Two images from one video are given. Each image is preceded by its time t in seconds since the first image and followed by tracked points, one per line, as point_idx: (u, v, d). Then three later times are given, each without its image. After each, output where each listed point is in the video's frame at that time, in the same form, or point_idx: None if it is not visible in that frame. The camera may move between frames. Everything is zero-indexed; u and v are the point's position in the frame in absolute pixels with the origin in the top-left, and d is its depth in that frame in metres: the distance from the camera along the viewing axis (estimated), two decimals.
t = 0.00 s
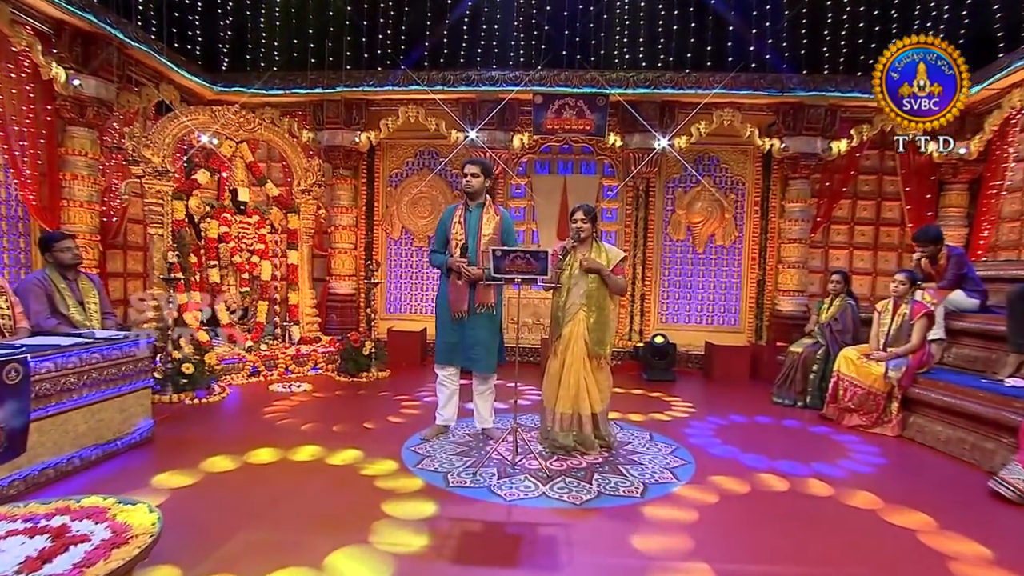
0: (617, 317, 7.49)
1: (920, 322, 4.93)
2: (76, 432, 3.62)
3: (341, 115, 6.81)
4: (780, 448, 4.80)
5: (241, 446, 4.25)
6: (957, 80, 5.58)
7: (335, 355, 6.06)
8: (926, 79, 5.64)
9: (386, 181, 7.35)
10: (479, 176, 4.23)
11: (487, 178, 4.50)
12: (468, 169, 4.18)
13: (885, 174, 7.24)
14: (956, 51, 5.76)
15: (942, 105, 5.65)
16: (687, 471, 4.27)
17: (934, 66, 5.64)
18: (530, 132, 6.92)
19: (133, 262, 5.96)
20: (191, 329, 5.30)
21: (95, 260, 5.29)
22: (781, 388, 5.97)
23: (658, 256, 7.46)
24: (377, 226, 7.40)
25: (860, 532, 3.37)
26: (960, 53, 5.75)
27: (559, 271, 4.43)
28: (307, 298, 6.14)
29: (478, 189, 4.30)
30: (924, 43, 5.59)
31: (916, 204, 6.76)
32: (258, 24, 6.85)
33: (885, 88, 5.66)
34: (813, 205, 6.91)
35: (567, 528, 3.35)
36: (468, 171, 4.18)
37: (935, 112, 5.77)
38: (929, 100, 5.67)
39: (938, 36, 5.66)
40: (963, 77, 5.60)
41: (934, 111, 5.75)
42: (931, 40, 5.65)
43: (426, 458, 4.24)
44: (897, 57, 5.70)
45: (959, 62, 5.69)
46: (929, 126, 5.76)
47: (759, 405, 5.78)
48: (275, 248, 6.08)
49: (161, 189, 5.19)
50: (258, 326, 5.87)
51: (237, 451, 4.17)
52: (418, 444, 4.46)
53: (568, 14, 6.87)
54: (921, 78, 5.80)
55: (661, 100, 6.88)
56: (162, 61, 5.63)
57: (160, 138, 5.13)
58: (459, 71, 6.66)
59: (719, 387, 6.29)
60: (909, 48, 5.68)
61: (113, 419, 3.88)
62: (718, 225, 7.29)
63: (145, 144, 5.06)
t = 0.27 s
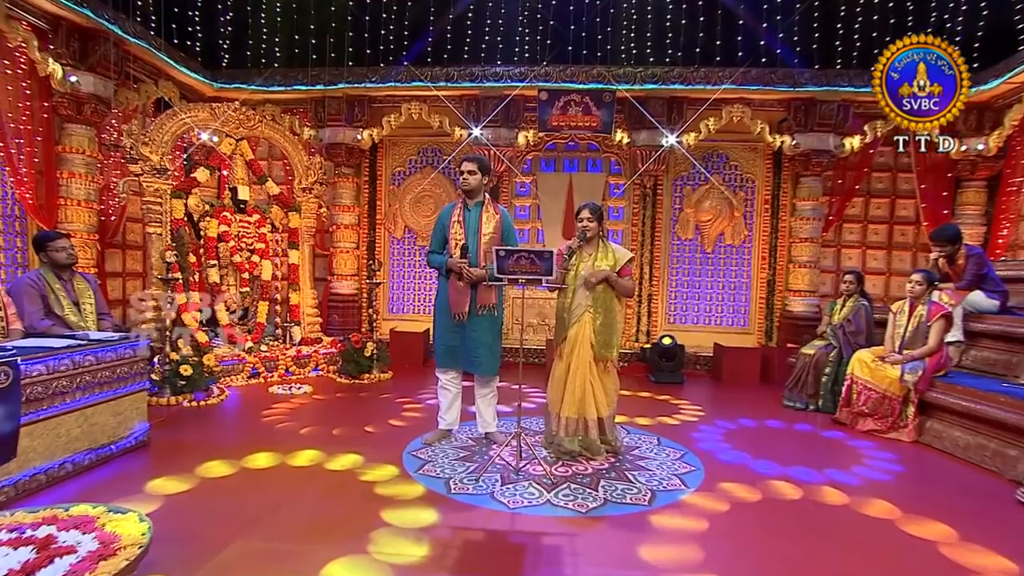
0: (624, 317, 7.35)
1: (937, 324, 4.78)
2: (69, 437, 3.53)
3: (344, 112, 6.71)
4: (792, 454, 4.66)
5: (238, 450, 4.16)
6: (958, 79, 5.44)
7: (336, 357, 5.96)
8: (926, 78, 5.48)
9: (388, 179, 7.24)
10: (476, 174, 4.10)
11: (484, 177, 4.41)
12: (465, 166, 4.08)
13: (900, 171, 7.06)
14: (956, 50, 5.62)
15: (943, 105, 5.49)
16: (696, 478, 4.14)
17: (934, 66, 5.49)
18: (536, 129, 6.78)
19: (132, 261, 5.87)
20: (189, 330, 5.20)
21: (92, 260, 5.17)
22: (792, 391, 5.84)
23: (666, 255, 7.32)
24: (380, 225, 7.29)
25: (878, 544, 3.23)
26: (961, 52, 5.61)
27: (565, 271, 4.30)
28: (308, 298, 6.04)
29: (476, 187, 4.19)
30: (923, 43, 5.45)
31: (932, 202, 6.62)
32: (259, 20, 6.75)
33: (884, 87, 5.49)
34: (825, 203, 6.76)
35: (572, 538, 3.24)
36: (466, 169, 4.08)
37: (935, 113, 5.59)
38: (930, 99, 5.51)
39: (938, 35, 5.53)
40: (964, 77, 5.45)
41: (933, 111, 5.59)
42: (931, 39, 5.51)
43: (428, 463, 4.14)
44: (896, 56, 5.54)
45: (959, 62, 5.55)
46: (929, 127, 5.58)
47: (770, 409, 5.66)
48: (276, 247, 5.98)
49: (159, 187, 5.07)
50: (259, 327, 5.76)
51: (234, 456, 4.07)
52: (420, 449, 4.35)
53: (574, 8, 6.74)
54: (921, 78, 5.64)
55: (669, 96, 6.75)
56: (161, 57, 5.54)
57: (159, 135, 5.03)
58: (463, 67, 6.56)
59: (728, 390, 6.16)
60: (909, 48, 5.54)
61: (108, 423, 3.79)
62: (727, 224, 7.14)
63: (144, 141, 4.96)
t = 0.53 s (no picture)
0: (632, 318, 7.20)
1: (959, 328, 4.62)
2: (61, 443, 3.43)
3: (347, 109, 6.59)
4: (807, 461, 4.51)
5: (236, 455, 4.05)
6: (958, 80, 5.47)
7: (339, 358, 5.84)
8: (926, 78, 5.52)
9: (392, 177, 7.11)
10: (473, 172, 3.99)
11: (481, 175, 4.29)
12: (463, 164, 3.96)
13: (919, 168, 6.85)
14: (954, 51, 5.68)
15: (943, 104, 5.50)
16: (708, 487, 4.00)
17: (935, 66, 5.52)
18: (542, 126, 6.63)
19: (131, 261, 5.78)
20: (189, 332, 5.11)
21: (91, 260, 5.04)
22: (806, 396, 5.67)
23: (675, 254, 7.16)
24: (384, 224, 7.17)
25: (901, 559, 3.08)
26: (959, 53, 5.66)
27: (573, 273, 4.16)
28: (310, 299, 5.93)
29: (474, 185, 4.06)
30: (924, 43, 5.50)
31: (953, 200, 6.43)
32: (261, 15, 6.65)
33: (885, 87, 5.50)
34: (840, 201, 6.57)
35: (580, 550, 3.11)
36: (463, 166, 3.96)
37: (935, 113, 5.61)
38: (930, 99, 5.52)
39: (937, 37, 5.58)
40: (964, 77, 5.49)
41: (933, 111, 5.60)
42: (931, 40, 5.55)
43: (430, 470, 4.02)
44: (897, 57, 5.58)
45: (957, 64, 5.60)
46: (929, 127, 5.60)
47: (783, 414, 5.50)
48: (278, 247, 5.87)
49: (158, 185, 4.96)
50: (260, 328, 5.65)
51: (231, 462, 3.96)
52: (422, 455, 4.23)
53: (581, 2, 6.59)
54: (921, 79, 5.68)
55: (679, 92, 6.58)
56: (161, 53, 5.44)
57: (158, 133, 4.95)
58: (468, 62, 6.43)
59: (740, 394, 6.00)
60: (908, 49, 5.60)
61: (102, 428, 3.69)
62: (739, 222, 6.97)
63: (143, 139, 4.85)
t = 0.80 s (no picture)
0: (642, 320, 7.03)
1: (983, 332, 4.42)
2: (52, 448, 3.32)
3: (350, 105, 6.46)
4: (824, 469, 4.33)
5: (234, 462, 3.93)
6: (958, 79, 5.34)
7: (341, 360, 5.73)
8: (926, 78, 5.38)
9: (396, 175, 6.99)
10: (472, 169, 3.89)
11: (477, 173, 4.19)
12: (460, 160, 3.87)
13: (940, 165, 6.63)
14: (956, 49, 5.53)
15: (943, 105, 5.38)
16: (721, 496, 3.84)
17: (934, 66, 5.38)
18: (550, 122, 6.48)
19: (131, 261, 5.69)
20: (189, 333, 5.01)
21: (89, 260, 4.95)
22: (822, 400, 5.50)
23: (687, 254, 6.99)
24: (388, 223, 7.04)
25: None
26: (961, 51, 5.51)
27: (581, 273, 4.00)
28: (312, 299, 5.82)
29: (471, 183, 3.96)
30: (923, 43, 5.36)
31: (977, 197, 6.18)
32: (262, 10, 6.54)
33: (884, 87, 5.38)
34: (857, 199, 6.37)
35: (588, 565, 2.96)
36: (460, 163, 3.86)
37: (935, 113, 5.48)
38: (930, 100, 5.39)
39: (937, 36, 5.44)
40: (964, 77, 5.36)
41: (933, 112, 5.48)
42: (931, 39, 5.42)
43: (433, 478, 3.89)
44: (896, 56, 5.45)
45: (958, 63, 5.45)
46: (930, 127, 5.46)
47: (799, 420, 5.32)
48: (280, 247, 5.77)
49: (157, 184, 4.86)
50: (262, 329, 5.54)
51: (229, 468, 3.85)
52: (425, 461, 4.11)
53: None
54: (920, 79, 5.54)
55: (691, 87, 6.41)
56: (160, 48, 5.34)
57: (157, 130, 4.85)
58: (473, 57, 6.29)
59: (753, 398, 5.83)
60: (907, 48, 5.46)
61: (96, 434, 3.59)
62: (751, 221, 6.79)
63: (141, 136, 4.74)
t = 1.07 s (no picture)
0: (650, 321, 6.89)
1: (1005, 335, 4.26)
2: (45, 453, 3.25)
3: (352, 102, 6.36)
4: (839, 477, 4.19)
5: (232, 467, 3.85)
6: (958, 79, 5.24)
7: (343, 362, 5.63)
8: (926, 78, 5.27)
9: (400, 173, 6.88)
10: (468, 168, 3.80)
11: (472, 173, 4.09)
12: (456, 159, 3.77)
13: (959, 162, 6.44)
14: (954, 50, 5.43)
15: (944, 104, 5.27)
16: (731, 505, 3.70)
17: (935, 66, 5.28)
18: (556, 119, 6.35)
19: (131, 260, 5.61)
20: (188, 335, 4.93)
21: (87, 260, 4.88)
22: (836, 405, 5.36)
23: (696, 254, 6.84)
24: (391, 222, 6.94)
25: None
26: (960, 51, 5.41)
27: (586, 274, 3.89)
28: (314, 300, 5.73)
29: (468, 182, 3.87)
30: (922, 43, 5.27)
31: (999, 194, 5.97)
32: (263, 6, 6.44)
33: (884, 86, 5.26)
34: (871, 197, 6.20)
35: None
36: (456, 161, 3.77)
37: (935, 114, 5.37)
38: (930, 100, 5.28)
39: (937, 37, 5.37)
40: (965, 77, 5.26)
41: (933, 112, 5.37)
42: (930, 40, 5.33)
43: (435, 484, 3.78)
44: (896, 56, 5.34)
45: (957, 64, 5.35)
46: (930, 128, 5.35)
47: (812, 424, 5.19)
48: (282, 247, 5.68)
49: (156, 182, 4.78)
50: (262, 330, 5.45)
51: (226, 473, 3.76)
52: (427, 467, 4.00)
53: None
54: (920, 80, 5.44)
55: (701, 82, 6.26)
56: (159, 44, 5.26)
57: (156, 128, 4.77)
58: (478, 53, 6.18)
59: (764, 402, 5.70)
60: (907, 48, 5.37)
61: (90, 438, 3.51)
62: (763, 220, 6.63)
63: (139, 133, 4.66)
